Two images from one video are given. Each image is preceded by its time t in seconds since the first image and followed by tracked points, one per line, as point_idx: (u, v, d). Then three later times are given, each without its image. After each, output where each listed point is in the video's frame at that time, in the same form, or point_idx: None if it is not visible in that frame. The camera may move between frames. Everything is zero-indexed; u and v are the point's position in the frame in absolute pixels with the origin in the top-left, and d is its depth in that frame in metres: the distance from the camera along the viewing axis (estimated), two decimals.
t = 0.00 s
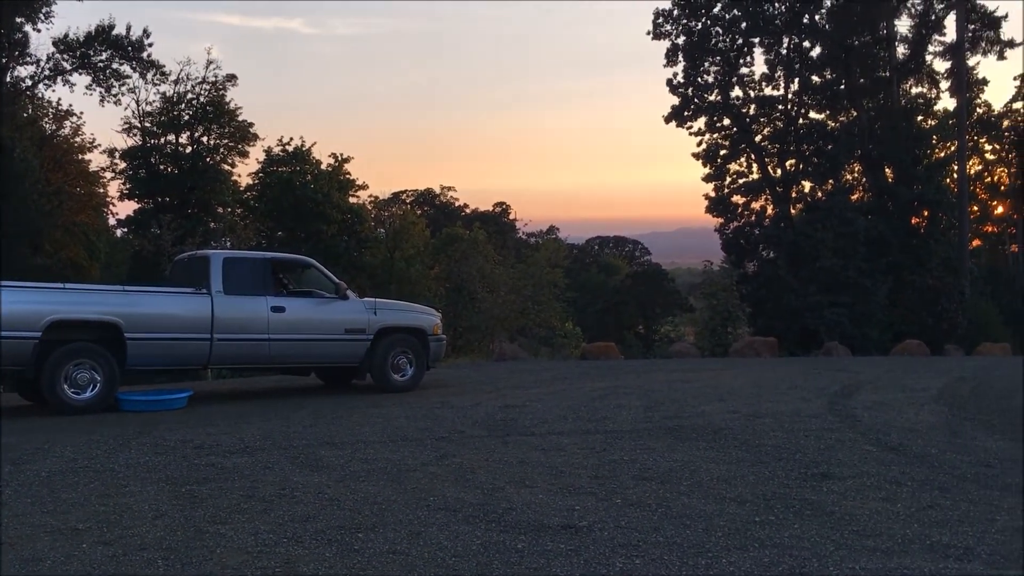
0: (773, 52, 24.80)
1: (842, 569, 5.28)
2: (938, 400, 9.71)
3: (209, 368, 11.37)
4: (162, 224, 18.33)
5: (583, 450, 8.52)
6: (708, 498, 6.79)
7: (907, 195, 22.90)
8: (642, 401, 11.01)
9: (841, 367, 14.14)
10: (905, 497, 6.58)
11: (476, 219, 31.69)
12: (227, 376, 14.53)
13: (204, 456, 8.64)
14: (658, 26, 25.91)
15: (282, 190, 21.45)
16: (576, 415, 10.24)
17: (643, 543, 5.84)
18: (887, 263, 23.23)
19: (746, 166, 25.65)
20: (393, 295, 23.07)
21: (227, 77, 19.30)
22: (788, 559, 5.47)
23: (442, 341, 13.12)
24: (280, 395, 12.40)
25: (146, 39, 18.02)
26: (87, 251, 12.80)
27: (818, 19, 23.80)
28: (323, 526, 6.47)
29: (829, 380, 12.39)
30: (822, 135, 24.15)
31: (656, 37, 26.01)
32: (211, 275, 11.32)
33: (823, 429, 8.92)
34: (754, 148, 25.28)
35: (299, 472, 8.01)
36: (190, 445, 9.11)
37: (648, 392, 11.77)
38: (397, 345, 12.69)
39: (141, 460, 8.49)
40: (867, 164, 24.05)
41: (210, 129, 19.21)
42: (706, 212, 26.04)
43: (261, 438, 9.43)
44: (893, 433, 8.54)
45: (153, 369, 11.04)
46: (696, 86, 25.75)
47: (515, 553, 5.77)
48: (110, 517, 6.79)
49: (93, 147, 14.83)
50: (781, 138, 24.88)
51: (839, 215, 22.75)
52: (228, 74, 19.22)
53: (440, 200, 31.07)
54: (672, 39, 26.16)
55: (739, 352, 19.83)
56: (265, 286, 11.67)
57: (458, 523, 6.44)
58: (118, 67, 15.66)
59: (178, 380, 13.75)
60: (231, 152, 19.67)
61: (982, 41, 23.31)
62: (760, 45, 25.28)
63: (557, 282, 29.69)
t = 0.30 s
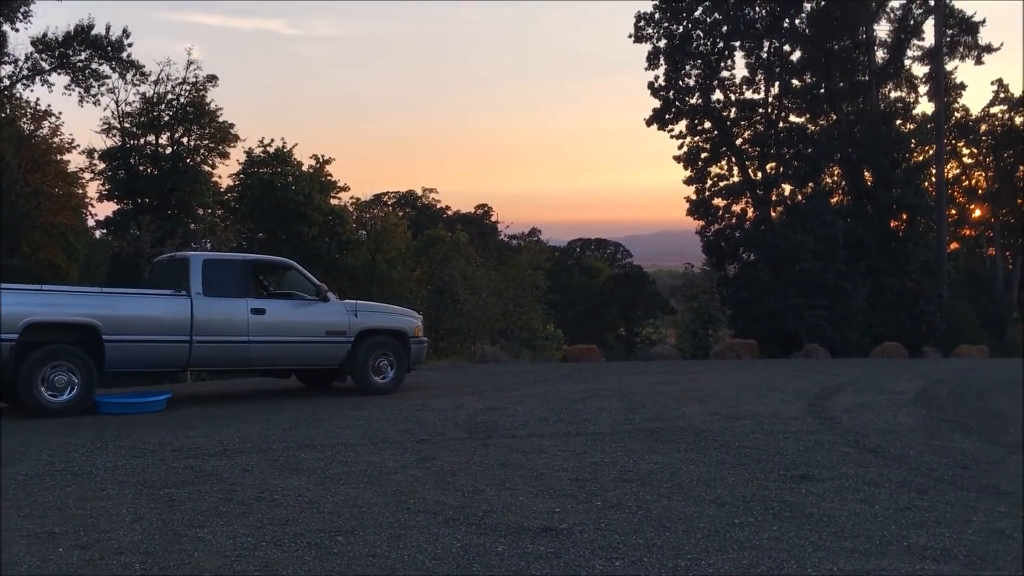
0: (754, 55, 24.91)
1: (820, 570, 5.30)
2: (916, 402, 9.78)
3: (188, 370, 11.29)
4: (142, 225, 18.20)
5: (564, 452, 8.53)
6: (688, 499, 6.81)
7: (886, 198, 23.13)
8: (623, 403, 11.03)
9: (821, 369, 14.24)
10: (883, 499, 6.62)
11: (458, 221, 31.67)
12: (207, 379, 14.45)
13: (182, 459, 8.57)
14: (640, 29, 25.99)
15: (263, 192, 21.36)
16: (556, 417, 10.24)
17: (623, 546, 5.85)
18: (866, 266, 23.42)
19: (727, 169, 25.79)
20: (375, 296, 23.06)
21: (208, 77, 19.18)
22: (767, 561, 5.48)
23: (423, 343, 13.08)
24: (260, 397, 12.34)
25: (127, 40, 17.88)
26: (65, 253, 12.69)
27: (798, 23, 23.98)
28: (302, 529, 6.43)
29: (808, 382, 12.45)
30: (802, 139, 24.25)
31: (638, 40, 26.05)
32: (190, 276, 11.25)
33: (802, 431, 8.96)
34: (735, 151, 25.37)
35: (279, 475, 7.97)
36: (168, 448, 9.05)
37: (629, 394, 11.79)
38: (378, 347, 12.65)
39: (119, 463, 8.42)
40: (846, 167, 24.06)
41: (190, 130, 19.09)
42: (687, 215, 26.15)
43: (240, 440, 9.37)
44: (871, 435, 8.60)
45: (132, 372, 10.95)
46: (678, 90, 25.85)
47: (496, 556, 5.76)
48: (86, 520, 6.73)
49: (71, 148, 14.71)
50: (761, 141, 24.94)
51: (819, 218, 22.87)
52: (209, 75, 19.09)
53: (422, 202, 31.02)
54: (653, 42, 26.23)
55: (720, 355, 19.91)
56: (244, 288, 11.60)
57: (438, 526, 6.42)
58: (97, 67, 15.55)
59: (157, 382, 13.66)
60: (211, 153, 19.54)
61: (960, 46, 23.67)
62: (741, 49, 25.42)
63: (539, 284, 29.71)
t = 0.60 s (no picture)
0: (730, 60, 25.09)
1: (794, 572, 5.33)
2: (890, 404, 9.86)
3: (163, 374, 11.20)
4: (117, 228, 18.02)
5: (541, 455, 8.54)
6: (665, 502, 6.83)
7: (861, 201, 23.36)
8: (600, 406, 11.05)
9: (797, 372, 14.32)
10: (857, 500, 6.67)
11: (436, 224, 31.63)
12: (183, 383, 14.35)
13: (158, 464, 8.50)
14: (618, 33, 26.09)
15: (240, 195, 21.23)
16: (534, 420, 10.25)
17: (600, 549, 5.86)
18: (841, 269, 23.61)
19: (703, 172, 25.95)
20: (352, 297, 22.94)
21: (183, 79, 19.03)
22: (741, 562, 5.52)
23: (401, 347, 13.05)
24: (235, 401, 12.24)
25: (102, 41, 17.72)
26: (38, 256, 12.57)
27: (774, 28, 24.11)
28: (278, 534, 6.40)
29: (784, 384, 12.53)
30: (778, 143, 24.44)
31: (615, 44, 26.14)
32: (165, 279, 11.16)
33: (778, 433, 9.01)
34: (712, 155, 25.63)
35: (255, 480, 7.92)
36: (143, 453, 8.96)
37: (606, 397, 11.80)
38: (355, 351, 12.60)
39: (92, 468, 8.34)
40: (822, 170, 24.16)
41: (166, 132, 18.95)
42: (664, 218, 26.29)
43: (216, 445, 9.31)
44: (845, 437, 8.67)
45: (106, 376, 10.85)
46: (655, 93, 25.97)
47: (473, 560, 5.75)
48: (59, 526, 6.66)
49: (44, 149, 14.55)
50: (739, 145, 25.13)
51: (794, 221, 23.03)
52: (185, 76, 18.95)
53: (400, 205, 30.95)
54: (630, 46, 26.33)
55: (697, 357, 20.00)
56: (221, 291, 11.53)
57: (415, 530, 6.40)
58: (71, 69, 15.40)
59: (131, 387, 13.52)
60: (187, 155, 19.38)
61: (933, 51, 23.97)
62: (717, 54, 25.58)
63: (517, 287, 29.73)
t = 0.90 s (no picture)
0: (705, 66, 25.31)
1: None
2: (862, 408, 9.95)
3: (136, 380, 11.08)
4: (89, 233, 17.82)
5: (517, 460, 8.53)
6: (641, 506, 6.85)
7: (834, 206, 23.69)
8: (576, 411, 11.06)
9: (771, 376, 14.41)
10: (831, 503, 6.72)
11: (412, 228, 31.57)
12: (156, 389, 14.22)
13: (130, 471, 8.42)
14: (593, 38, 26.19)
15: (214, 199, 21.07)
16: (510, 425, 10.24)
17: (576, 554, 5.86)
18: (815, 274, 23.80)
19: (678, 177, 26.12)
20: (327, 302, 23.05)
21: (157, 82, 18.88)
22: (716, 566, 5.53)
23: (377, 352, 13.02)
24: (209, 408, 12.14)
25: (75, 44, 17.55)
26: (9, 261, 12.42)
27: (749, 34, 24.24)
28: (251, 541, 6.34)
29: (759, 388, 12.60)
30: (752, 148, 24.68)
31: (591, 50, 26.26)
32: (138, 285, 11.05)
33: (752, 437, 9.07)
34: (687, 160, 25.80)
35: (229, 486, 7.85)
36: (115, 460, 8.87)
37: (582, 402, 11.80)
38: (331, 356, 12.56)
39: (64, 475, 8.23)
40: (795, 176, 24.40)
41: (139, 136, 18.80)
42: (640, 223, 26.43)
43: (189, 452, 9.22)
44: (819, 441, 8.71)
45: (77, 382, 10.73)
46: (631, 99, 26.06)
47: (448, 567, 5.73)
48: (29, 534, 6.56)
49: (16, 154, 14.41)
50: (713, 150, 25.36)
51: (769, 227, 23.18)
52: (159, 80, 18.81)
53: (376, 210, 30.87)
54: (606, 51, 26.43)
55: (673, 361, 20.08)
56: (194, 296, 11.43)
57: (390, 536, 6.37)
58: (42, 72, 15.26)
59: (103, 393, 13.37)
60: (161, 159, 19.24)
61: (905, 58, 24.27)
62: (692, 59, 25.74)
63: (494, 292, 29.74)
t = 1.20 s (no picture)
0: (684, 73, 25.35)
1: None
2: (840, 413, 10.01)
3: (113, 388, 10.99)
4: (66, 240, 17.38)
5: (498, 467, 8.53)
6: (621, 513, 6.85)
7: (812, 212, 23.88)
8: (557, 417, 11.06)
9: (750, 381, 14.48)
10: (809, 508, 6.76)
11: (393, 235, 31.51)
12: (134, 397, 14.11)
13: (107, 481, 8.34)
14: (574, 45, 26.29)
15: (193, 205, 20.94)
16: (491, 432, 10.23)
17: (555, 561, 5.86)
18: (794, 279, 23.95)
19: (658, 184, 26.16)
20: (308, 308, 22.54)
21: (136, 88, 18.78)
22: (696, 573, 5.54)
23: (357, 359, 12.96)
24: (187, 416, 12.05)
25: (52, 50, 17.42)
26: None
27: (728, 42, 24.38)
28: (230, 550, 6.30)
29: (738, 394, 12.65)
30: (732, 155, 24.72)
31: (571, 57, 26.34)
32: (116, 292, 10.98)
33: (731, 443, 9.11)
34: (667, 167, 25.77)
35: (207, 495, 7.80)
36: (92, 469, 8.78)
37: (562, 408, 11.81)
38: (310, 363, 12.50)
39: (40, 484, 8.15)
40: (774, 182, 24.58)
41: (117, 142, 18.70)
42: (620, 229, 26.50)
43: (166, 460, 9.15)
44: (798, 446, 8.76)
45: (54, 391, 10.61)
46: (611, 106, 26.15)
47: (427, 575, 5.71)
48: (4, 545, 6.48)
49: None
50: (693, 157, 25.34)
51: (748, 233, 23.31)
52: (137, 86, 18.71)
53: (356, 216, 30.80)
54: (586, 59, 26.51)
55: (653, 367, 20.15)
56: (173, 304, 11.37)
57: (370, 545, 6.35)
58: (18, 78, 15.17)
59: (80, 401, 13.25)
60: (139, 165, 19.18)
61: (882, 66, 24.45)
62: (671, 67, 25.85)
63: (475, 298, 29.72)
